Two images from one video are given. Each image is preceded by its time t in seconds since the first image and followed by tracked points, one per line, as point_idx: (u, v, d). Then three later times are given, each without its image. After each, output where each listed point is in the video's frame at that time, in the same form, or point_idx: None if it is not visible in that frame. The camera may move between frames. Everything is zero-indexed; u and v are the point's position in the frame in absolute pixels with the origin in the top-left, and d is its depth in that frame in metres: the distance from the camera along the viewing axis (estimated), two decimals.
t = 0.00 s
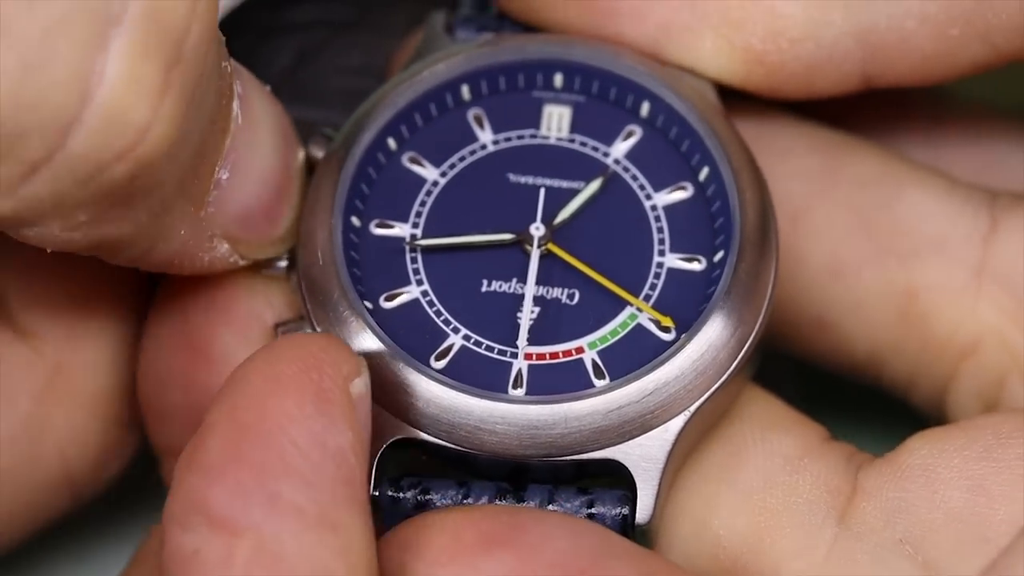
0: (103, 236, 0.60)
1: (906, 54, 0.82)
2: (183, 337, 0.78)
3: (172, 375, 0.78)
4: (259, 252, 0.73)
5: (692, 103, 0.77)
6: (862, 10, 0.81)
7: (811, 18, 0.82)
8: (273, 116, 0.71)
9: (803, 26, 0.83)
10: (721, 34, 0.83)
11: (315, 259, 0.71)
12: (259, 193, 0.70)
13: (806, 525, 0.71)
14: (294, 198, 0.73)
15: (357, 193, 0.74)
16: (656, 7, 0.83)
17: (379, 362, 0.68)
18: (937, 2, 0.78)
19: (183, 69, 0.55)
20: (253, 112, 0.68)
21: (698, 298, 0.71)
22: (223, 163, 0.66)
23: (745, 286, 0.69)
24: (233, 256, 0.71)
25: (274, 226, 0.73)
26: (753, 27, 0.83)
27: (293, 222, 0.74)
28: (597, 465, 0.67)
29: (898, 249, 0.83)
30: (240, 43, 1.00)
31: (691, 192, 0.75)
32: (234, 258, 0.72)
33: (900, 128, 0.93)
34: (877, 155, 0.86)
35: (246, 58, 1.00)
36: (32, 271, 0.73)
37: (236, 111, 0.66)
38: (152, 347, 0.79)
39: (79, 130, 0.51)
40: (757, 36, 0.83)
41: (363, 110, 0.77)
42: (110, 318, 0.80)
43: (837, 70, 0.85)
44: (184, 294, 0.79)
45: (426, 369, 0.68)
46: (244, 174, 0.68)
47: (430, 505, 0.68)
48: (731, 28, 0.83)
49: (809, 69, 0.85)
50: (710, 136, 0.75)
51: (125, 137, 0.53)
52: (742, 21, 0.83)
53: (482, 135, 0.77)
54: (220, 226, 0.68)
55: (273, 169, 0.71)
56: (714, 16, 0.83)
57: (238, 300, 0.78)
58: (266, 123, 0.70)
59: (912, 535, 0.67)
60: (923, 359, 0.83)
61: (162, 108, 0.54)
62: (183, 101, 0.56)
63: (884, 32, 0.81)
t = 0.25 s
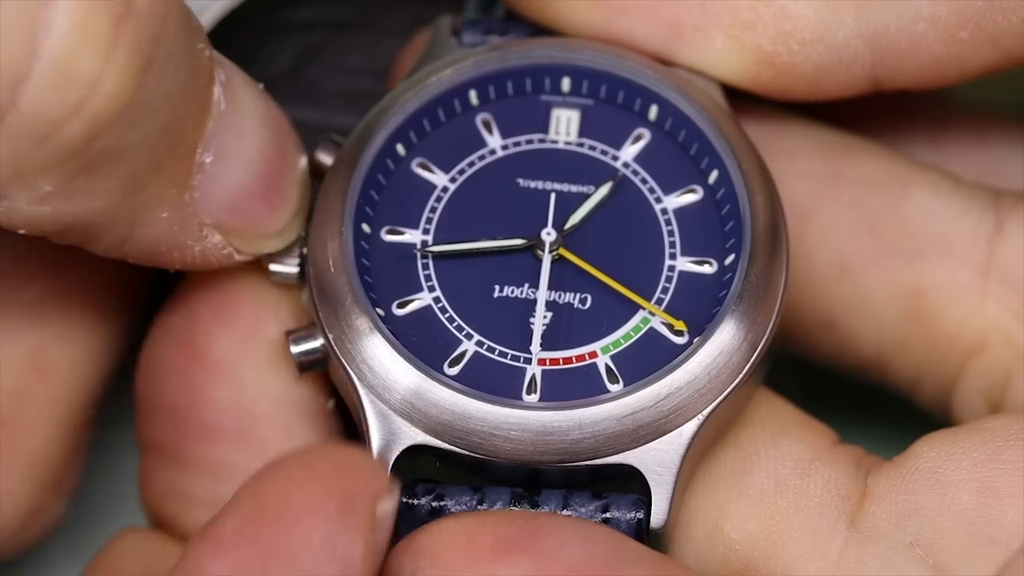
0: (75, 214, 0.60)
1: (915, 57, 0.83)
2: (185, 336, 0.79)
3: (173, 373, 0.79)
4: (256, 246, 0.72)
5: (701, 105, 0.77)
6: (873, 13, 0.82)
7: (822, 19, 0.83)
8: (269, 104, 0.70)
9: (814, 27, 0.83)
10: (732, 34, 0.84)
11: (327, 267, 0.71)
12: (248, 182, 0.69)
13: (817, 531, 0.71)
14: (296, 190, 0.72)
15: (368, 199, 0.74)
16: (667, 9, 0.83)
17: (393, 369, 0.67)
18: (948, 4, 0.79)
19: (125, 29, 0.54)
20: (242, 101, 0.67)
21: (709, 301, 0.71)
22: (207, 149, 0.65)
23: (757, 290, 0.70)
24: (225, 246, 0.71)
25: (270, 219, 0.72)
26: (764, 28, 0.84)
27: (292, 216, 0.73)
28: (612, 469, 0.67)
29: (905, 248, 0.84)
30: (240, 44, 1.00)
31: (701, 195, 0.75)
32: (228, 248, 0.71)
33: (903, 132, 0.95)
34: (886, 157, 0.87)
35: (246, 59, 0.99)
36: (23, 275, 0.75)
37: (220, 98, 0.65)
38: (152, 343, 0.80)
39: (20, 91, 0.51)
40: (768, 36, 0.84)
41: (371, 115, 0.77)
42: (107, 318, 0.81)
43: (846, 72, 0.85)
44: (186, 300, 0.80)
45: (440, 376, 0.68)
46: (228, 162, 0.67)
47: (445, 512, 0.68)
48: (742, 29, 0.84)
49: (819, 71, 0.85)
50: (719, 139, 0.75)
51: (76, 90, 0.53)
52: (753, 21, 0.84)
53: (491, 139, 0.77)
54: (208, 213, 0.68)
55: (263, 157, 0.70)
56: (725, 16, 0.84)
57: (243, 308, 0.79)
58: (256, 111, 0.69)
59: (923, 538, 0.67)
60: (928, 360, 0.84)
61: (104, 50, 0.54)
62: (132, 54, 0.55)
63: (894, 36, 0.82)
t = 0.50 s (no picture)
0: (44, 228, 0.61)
1: (919, 59, 0.83)
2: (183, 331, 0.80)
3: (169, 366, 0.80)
4: (148, 348, 0.62)
5: (701, 103, 0.77)
6: (877, 13, 0.82)
7: (826, 18, 0.83)
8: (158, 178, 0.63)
9: (818, 27, 0.83)
10: (735, 33, 0.84)
11: (328, 266, 0.71)
12: (121, 270, 0.60)
13: (817, 530, 0.71)
14: (229, 243, 0.65)
15: (369, 199, 0.74)
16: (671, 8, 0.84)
17: (394, 368, 0.67)
18: (953, 6, 0.79)
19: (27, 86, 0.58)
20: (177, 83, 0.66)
21: (710, 300, 0.71)
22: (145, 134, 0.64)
23: (757, 288, 0.70)
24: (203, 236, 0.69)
25: (169, 316, 0.62)
26: (768, 27, 0.84)
27: (203, 319, 0.63)
28: (612, 467, 0.67)
29: (906, 247, 0.84)
30: (239, 43, 0.99)
31: (702, 194, 0.75)
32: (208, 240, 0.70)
33: (904, 133, 0.95)
34: (887, 157, 0.87)
35: (245, 59, 0.99)
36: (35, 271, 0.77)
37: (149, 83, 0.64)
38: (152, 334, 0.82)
39: None
40: (772, 35, 0.84)
41: (372, 115, 0.77)
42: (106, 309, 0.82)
43: (849, 72, 0.85)
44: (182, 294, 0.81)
45: (441, 374, 0.68)
46: (93, 250, 0.59)
47: (447, 510, 0.67)
48: (746, 28, 0.84)
49: (822, 71, 0.85)
50: (719, 137, 0.75)
51: None
52: (757, 21, 0.84)
53: (491, 139, 0.78)
54: (77, 306, 0.60)
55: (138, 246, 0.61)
56: (729, 15, 0.84)
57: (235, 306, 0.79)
58: (140, 177, 0.62)
59: (924, 535, 0.67)
60: (929, 359, 0.84)
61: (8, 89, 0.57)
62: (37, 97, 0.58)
63: (898, 37, 0.82)
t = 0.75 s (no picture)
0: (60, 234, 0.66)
1: (915, 57, 0.83)
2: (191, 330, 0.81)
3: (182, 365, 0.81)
4: (230, 198, 0.73)
5: (698, 102, 0.77)
6: (874, 11, 0.82)
7: (823, 16, 0.83)
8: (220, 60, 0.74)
9: (814, 24, 0.83)
10: (732, 29, 0.84)
11: (325, 265, 0.71)
12: (193, 131, 0.70)
13: (814, 528, 0.71)
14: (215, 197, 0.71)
15: (366, 198, 0.74)
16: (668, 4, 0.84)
17: (391, 366, 0.67)
18: (949, 3, 0.79)
19: None
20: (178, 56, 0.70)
21: (707, 297, 0.71)
22: (140, 100, 0.68)
23: (754, 286, 0.70)
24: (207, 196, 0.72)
25: (239, 170, 0.72)
26: (763, 24, 0.84)
27: (270, 169, 0.74)
28: (610, 465, 0.67)
29: (903, 246, 0.84)
30: (241, 42, 0.99)
31: (699, 192, 0.75)
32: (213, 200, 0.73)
33: (902, 132, 0.95)
34: (884, 157, 0.87)
35: (246, 59, 0.99)
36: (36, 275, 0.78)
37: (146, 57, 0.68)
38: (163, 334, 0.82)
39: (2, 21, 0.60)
40: (767, 32, 0.84)
41: (369, 114, 0.77)
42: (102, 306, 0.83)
43: (845, 71, 0.86)
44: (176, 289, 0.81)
45: (438, 373, 0.68)
46: (164, 116, 0.69)
47: (444, 509, 0.67)
48: (742, 25, 0.84)
49: (817, 68, 0.85)
50: (716, 135, 0.76)
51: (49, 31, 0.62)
52: (753, 17, 0.84)
53: (488, 137, 0.78)
54: (159, 169, 0.70)
55: (202, 99, 0.71)
56: (726, 11, 0.84)
57: (229, 304, 0.80)
58: (198, 59, 0.72)
59: (921, 535, 0.67)
60: (926, 358, 0.84)
61: None
62: (89, 17, 0.64)
63: (894, 34, 0.82)
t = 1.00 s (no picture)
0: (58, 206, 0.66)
1: (914, 58, 0.83)
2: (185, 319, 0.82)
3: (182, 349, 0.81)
4: (238, 233, 0.73)
5: (698, 101, 0.77)
6: (873, 12, 0.82)
7: (821, 17, 0.83)
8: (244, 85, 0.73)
9: (813, 26, 0.83)
10: (731, 29, 0.84)
11: (325, 263, 0.71)
12: (210, 161, 0.70)
13: (813, 528, 0.71)
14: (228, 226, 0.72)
15: (366, 196, 0.74)
16: (667, 4, 0.84)
17: (392, 365, 0.67)
18: (948, 5, 0.79)
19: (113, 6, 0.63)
20: (202, 81, 0.69)
21: (708, 297, 0.71)
22: (159, 129, 0.67)
23: (754, 285, 0.70)
24: (202, 235, 0.72)
25: (252, 202, 0.72)
26: (762, 24, 0.84)
27: (283, 205, 0.73)
28: (610, 464, 0.67)
29: (903, 246, 0.84)
30: (243, 41, 0.98)
31: (699, 191, 0.75)
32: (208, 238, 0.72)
33: (902, 133, 0.95)
34: (884, 157, 0.87)
35: (246, 58, 0.99)
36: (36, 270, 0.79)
37: (172, 84, 0.67)
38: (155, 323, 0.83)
39: (34, 41, 0.59)
40: (767, 33, 0.84)
41: (369, 112, 0.77)
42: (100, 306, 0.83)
43: (844, 72, 0.86)
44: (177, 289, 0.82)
45: (439, 371, 0.68)
46: (184, 143, 0.68)
47: (444, 508, 0.67)
48: (741, 26, 0.84)
49: (816, 70, 0.85)
50: (716, 134, 0.76)
51: (76, 52, 0.61)
52: (753, 18, 0.84)
53: (488, 136, 0.77)
54: (171, 198, 0.70)
55: (222, 131, 0.70)
56: (725, 12, 0.84)
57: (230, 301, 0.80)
58: (222, 84, 0.71)
59: (920, 535, 0.67)
60: (926, 358, 0.84)
61: (97, 20, 0.62)
62: (118, 38, 0.64)
63: (892, 36, 0.82)
